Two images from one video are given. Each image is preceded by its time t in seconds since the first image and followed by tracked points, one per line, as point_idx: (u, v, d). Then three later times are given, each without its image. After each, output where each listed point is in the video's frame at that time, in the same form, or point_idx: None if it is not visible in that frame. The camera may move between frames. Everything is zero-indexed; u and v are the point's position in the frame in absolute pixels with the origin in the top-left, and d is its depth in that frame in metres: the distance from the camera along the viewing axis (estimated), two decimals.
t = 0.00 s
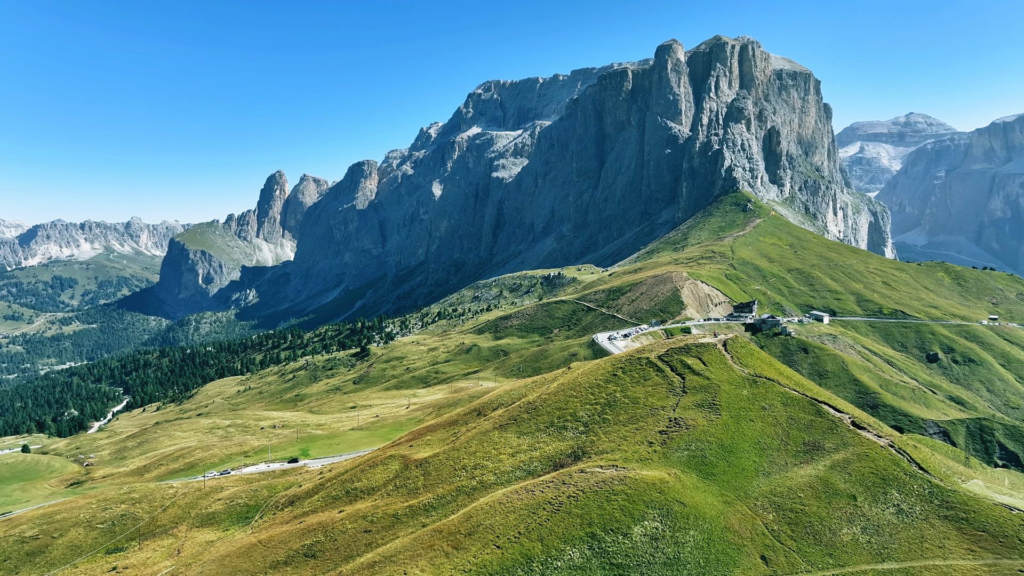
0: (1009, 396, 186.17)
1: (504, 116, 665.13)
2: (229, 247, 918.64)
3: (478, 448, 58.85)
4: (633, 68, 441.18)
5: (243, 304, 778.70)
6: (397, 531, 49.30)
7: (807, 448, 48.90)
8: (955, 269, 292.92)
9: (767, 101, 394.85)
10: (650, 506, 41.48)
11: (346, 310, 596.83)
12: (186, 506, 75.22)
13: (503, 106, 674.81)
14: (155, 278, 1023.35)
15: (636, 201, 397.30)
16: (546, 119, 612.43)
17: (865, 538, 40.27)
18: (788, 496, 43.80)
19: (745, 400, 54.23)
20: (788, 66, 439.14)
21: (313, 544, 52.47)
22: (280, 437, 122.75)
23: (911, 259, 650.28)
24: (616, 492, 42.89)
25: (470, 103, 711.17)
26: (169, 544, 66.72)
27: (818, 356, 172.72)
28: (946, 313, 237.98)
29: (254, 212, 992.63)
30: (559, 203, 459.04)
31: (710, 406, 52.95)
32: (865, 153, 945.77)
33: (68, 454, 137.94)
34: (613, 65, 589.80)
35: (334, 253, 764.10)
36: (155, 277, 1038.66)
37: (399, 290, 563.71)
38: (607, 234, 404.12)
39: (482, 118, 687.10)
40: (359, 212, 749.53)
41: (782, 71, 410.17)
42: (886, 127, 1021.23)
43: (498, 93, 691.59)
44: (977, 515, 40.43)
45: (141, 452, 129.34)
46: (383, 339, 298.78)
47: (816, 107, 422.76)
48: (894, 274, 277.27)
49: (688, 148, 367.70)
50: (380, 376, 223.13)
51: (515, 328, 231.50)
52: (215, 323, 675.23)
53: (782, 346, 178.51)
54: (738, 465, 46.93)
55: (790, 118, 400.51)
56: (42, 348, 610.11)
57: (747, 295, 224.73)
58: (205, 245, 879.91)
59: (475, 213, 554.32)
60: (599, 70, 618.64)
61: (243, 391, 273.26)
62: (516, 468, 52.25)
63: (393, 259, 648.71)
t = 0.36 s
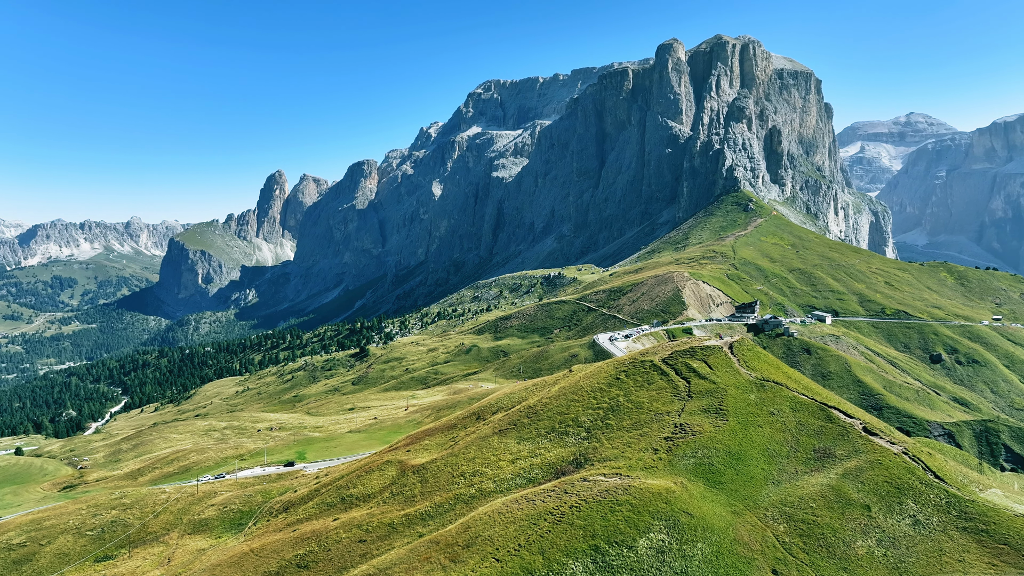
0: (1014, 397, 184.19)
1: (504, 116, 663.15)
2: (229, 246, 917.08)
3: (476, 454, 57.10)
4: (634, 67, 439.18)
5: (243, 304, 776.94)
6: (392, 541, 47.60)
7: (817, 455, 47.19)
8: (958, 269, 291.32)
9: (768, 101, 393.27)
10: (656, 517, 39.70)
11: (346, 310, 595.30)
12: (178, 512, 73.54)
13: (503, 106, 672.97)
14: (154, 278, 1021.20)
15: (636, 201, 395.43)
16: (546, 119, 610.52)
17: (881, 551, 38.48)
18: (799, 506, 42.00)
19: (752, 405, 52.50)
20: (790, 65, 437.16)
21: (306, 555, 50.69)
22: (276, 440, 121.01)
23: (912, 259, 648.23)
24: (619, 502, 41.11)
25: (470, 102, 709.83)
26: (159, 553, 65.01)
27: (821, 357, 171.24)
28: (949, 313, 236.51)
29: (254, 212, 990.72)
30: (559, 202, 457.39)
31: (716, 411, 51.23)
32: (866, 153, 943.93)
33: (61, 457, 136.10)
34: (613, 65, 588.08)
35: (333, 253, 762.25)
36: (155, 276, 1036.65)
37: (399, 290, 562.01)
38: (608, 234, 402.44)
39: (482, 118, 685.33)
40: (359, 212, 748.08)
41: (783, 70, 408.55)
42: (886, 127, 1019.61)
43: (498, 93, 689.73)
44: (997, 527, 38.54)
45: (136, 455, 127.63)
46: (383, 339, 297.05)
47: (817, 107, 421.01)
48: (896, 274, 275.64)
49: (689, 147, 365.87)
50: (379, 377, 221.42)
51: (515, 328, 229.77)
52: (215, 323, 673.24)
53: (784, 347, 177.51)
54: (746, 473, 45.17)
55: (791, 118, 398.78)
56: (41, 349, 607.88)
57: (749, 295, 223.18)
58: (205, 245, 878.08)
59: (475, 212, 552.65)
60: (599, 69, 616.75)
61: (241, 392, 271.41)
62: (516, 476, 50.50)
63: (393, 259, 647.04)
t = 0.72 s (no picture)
0: (1019, 398, 182.49)
1: (504, 115, 660.75)
2: (229, 246, 915.22)
3: (475, 461, 55.28)
4: (634, 66, 436.95)
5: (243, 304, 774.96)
6: (388, 553, 45.84)
7: (829, 463, 45.39)
8: (960, 269, 289.46)
9: (769, 100, 391.63)
10: (663, 530, 37.91)
11: (346, 310, 593.16)
12: (170, 518, 71.86)
13: (503, 105, 670.98)
14: (154, 278, 1018.92)
15: (637, 201, 393.49)
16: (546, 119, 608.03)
17: (899, 566, 36.57)
18: (812, 518, 40.18)
19: (761, 410, 50.71)
20: (791, 65, 434.97)
21: (299, 565, 48.94)
22: (273, 442, 119.21)
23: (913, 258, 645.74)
24: (624, 513, 39.34)
25: (470, 102, 708.55)
26: (149, 562, 63.25)
27: (824, 358, 169.44)
28: (952, 313, 234.90)
29: (254, 212, 989.15)
30: (559, 202, 455.56)
31: (724, 417, 49.41)
32: (866, 152, 941.43)
33: (55, 460, 134.38)
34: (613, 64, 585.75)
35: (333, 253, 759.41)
36: (154, 276, 1034.96)
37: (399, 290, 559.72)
38: (608, 234, 400.64)
39: (482, 117, 683.14)
40: (359, 212, 746.25)
41: (784, 69, 406.48)
42: (887, 127, 1017.56)
43: (498, 93, 687.30)
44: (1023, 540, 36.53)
45: (130, 458, 125.73)
46: (382, 339, 295.38)
47: (818, 106, 419.15)
48: (899, 274, 273.53)
49: (690, 147, 363.81)
50: (378, 378, 219.83)
51: (515, 328, 228.12)
52: (214, 323, 671.20)
53: (787, 347, 176.10)
54: (756, 482, 43.45)
55: (792, 117, 396.94)
56: (40, 348, 605.83)
57: (751, 295, 221.49)
58: (204, 245, 876.41)
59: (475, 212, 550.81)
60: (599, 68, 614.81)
61: (239, 392, 269.74)
62: (516, 484, 48.73)
63: (393, 259, 645.07)
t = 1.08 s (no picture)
0: None
1: (504, 115, 658.54)
2: (229, 246, 913.17)
3: (475, 468, 53.48)
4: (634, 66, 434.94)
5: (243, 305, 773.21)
6: (383, 564, 44.05)
7: (842, 471, 43.76)
8: (963, 269, 287.37)
9: (769, 99, 389.94)
10: (670, 543, 36.10)
11: (346, 310, 591.38)
12: (162, 525, 70.08)
13: (503, 105, 669.09)
14: (153, 278, 1016.65)
15: (637, 200, 391.34)
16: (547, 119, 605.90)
17: None
18: (826, 530, 38.39)
19: (770, 416, 49.09)
20: (792, 64, 433.12)
21: None
22: (269, 445, 117.01)
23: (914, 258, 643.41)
24: (629, 525, 37.57)
25: (470, 102, 707.68)
26: (137, 571, 61.30)
27: (827, 359, 167.85)
28: (955, 314, 232.91)
29: (254, 211, 987.36)
30: (560, 202, 453.69)
31: (732, 423, 47.77)
32: (867, 152, 939.82)
33: (50, 462, 132.37)
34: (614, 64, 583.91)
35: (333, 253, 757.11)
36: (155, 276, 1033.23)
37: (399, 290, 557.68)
38: (608, 234, 398.61)
39: (483, 117, 681.26)
40: (360, 212, 744.15)
41: (785, 68, 404.63)
42: (887, 127, 1015.62)
43: (498, 93, 685.37)
44: None
45: (124, 461, 123.75)
46: (381, 340, 293.40)
47: (819, 105, 417.34)
48: (901, 274, 271.45)
49: (691, 146, 361.91)
50: (378, 379, 217.87)
51: (515, 329, 226.06)
52: (215, 323, 668.91)
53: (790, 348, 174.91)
54: (766, 491, 41.78)
55: (793, 117, 395.30)
56: (41, 348, 603.82)
57: (753, 295, 219.53)
58: (204, 245, 874.66)
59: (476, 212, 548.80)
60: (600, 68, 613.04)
61: (238, 393, 267.77)
62: (516, 492, 46.99)
63: (394, 258, 643.15)
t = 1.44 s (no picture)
0: None
1: (504, 116, 657.55)
2: (230, 246, 910.92)
3: (473, 474, 52.14)
4: (634, 66, 433.82)
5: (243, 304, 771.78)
6: None
7: (853, 478, 42.75)
8: (962, 269, 286.59)
9: (768, 100, 389.64)
10: (678, 555, 34.86)
11: (346, 310, 590.00)
12: (156, 530, 68.65)
13: (503, 106, 667.94)
14: (156, 278, 1015.03)
15: (637, 200, 390.12)
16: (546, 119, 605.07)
17: None
18: (837, 541, 37.23)
19: (778, 421, 47.96)
20: (790, 65, 432.84)
21: None
22: (266, 446, 115.16)
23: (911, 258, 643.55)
24: (636, 537, 36.29)
25: (470, 103, 706.93)
26: None
27: (828, 359, 166.87)
28: (954, 313, 232.41)
29: (253, 211, 984.96)
30: (559, 202, 452.67)
31: (738, 428, 46.78)
32: (865, 153, 941.37)
33: (47, 460, 130.50)
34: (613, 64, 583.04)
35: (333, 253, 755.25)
36: (155, 276, 1030.66)
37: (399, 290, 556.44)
38: (608, 234, 397.46)
39: (482, 118, 680.56)
40: (360, 212, 742.74)
41: (783, 69, 404.31)
42: (884, 127, 1017.82)
43: (498, 93, 684.28)
44: None
45: (121, 462, 117.79)
46: (381, 340, 292.08)
47: (818, 106, 417.20)
48: (901, 274, 270.62)
49: (690, 147, 360.78)
50: (377, 379, 216.55)
51: (516, 329, 224.71)
52: (215, 323, 666.89)
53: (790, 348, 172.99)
54: (775, 500, 40.70)
55: (792, 118, 395.04)
56: (43, 348, 601.48)
57: (753, 296, 218.48)
58: (204, 244, 872.09)
59: (475, 213, 547.69)
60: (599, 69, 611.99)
61: (238, 393, 266.13)
62: (516, 501, 45.65)
63: (393, 258, 641.99)
